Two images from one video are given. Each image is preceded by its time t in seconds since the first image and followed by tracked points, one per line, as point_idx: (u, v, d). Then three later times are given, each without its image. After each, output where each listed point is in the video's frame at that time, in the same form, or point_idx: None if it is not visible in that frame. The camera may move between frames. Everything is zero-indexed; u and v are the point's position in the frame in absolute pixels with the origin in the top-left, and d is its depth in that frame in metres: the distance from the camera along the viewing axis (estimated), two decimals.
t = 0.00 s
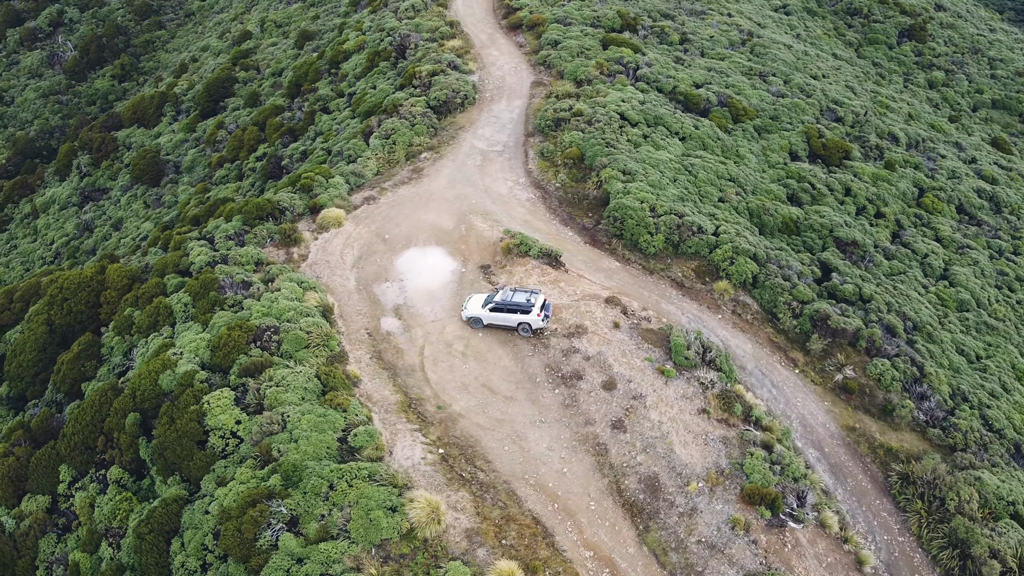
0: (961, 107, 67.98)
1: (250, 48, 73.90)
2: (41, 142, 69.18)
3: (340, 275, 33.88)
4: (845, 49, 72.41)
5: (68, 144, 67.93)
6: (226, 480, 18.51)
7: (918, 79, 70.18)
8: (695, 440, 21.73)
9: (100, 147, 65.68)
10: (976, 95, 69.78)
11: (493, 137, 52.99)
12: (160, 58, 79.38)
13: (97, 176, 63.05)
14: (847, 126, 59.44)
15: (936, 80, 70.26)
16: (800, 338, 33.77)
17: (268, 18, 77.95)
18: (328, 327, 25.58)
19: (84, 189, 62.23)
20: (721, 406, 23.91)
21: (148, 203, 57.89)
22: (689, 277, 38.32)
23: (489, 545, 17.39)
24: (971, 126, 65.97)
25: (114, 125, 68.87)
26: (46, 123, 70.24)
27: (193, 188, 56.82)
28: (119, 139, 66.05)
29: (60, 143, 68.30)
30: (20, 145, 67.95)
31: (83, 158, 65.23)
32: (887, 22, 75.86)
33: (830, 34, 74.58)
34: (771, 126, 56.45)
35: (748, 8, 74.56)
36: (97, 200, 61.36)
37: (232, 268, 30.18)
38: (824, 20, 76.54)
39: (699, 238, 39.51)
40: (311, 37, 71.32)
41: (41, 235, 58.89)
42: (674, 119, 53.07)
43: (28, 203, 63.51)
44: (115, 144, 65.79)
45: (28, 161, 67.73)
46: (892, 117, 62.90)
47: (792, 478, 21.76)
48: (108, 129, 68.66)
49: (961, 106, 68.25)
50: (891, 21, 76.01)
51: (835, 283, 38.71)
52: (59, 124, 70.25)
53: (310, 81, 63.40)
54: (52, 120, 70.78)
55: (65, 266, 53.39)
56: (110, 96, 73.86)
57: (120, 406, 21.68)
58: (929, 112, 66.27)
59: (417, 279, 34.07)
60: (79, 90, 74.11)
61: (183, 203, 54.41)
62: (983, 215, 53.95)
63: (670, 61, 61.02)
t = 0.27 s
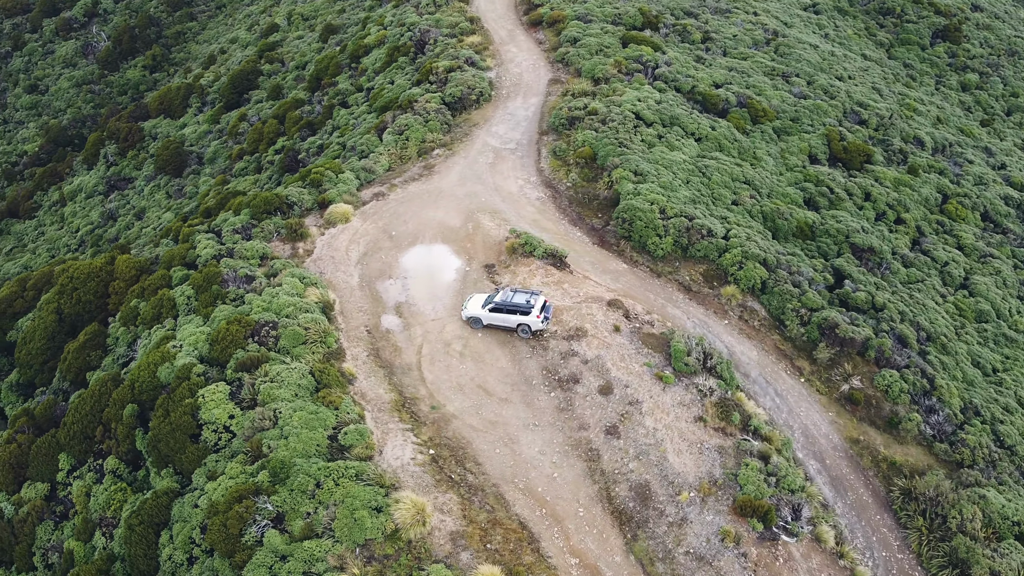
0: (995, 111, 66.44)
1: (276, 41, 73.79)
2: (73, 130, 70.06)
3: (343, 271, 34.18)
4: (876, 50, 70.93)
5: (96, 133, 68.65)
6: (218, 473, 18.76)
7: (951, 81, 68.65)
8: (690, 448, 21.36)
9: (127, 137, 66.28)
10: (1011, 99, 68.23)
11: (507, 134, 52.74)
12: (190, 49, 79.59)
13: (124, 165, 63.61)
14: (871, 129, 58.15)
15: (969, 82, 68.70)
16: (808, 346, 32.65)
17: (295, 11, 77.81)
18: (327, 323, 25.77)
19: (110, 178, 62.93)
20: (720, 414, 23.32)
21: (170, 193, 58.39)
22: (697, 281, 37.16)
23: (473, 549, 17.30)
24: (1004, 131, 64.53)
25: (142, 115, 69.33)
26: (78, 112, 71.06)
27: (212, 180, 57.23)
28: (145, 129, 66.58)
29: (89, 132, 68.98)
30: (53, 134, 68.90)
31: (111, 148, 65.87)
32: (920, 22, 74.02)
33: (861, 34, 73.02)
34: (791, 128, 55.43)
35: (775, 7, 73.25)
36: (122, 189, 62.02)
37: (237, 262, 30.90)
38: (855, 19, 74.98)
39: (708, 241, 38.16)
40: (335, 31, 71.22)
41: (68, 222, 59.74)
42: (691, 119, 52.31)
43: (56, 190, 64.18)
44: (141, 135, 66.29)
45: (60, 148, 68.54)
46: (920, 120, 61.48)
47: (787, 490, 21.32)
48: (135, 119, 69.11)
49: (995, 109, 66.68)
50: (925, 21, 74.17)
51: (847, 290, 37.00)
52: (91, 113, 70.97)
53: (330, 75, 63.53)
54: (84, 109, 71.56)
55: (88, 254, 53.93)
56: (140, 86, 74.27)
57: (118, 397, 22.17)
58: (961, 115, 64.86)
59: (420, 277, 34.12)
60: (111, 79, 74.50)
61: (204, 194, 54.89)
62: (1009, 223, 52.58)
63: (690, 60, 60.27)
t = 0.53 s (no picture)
0: None
1: (302, 34, 73.66)
2: (104, 119, 70.91)
3: (347, 266, 34.49)
4: (908, 50, 69.40)
5: (123, 123, 69.28)
6: (209, 466, 19.04)
7: (984, 83, 67.09)
8: (683, 456, 21.02)
9: (153, 127, 66.86)
10: None
11: (521, 132, 52.51)
12: (221, 41, 79.54)
13: (150, 155, 64.16)
14: (896, 132, 56.85)
15: (1004, 85, 67.10)
16: (814, 353, 31.41)
17: (322, 4, 77.25)
18: (326, 319, 25.96)
19: (136, 167, 63.58)
20: (717, 422, 22.77)
21: (192, 183, 58.84)
22: (705, 285, 35.84)
23: (456, 551, 17.25)
24: None
25: (169, 105, 69.80)
26: (110, 101, 71.90)
27: (232, 171, 57.60)
28: (172, 119, 67.03)
29: (118, 121, 69.57)
30: (85, 122, 69.77)
31: (137, 138, 66.47)
32: (955, 22, 72.20)
33: (893, 34, 71.39)
34: (811, 130, 54.34)
35: (802, 5, 71.88)
36: (147, 178, 62.64)
37: (242, 255, 31.70)
38: (888, 18, 73.36)
39: (718, 244, 36.75)
40: (359, 24, 70.82)
41: (95, 210, 60.57)
42: (708, 119, 51.53)
43: (84, 178, 64.86)
44: (168, 125, 66.84)
45: (91, 137, 69.28)
46: (949, 124, 60.01)
47: (781, 502, 20.83)
48: (163, 110, 69.64)
49: None
50: (960, 21, 72.32)
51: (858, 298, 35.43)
52: (122, 102, 71.62)
53: (350, 68, 63.61)
54: (116, 98, 72.33)
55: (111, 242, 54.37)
56: (171, 76, 74.65)
57: (118, 387, 22.74)
58: (993, 119, 63.45)
59: (424, 274, 34.19)
60: (142, 69, 75.09)
61: (224, 185, 55.37)
62: None
63: (712, 59, 59.43)
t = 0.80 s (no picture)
0: None
1: (330, 27, 72.62)
2: (135, 109, 71.05)
3: (351, 262, 34.80)
4: (942, 52, 68.01)
5: (150, 113, 69.35)
6: (202, 459, 19.35)
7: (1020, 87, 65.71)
8: (676, 464, 20.55)
9: (179, 117, 66.53)
10: None
11: (535, 130, 52.22)
12: (251, 33, 77.96)
13: (176, 144, 63.83)
14: (922, 136, 55.49)
15: None
16: (822, 363, 30.27)
17: None
18: (325, 315, 26.24)
19: (162, 157, 63.36)
20: (714, 431, 22.15)
21: (215, 174, 58.35)
22: (712, 289, 34.44)
23: (440, 554, 17.23)
24: None
25: (195, 96, 69.40)
26: (142, 90, 72.07)
27: (252, 163, 57.68)
28: (198, 110, 66.83)
29: (147, 111, 69.61)
30: (116, 112, 69.89)
31: (163, 128, 66.23)
32: (992, 24, 70.62)
33: (926, 34, 69.93)
34: (832, 132, 53.14)
35: (831, 4, 70.52)
36: (172, 167, 62.40)
37: (248, 249, 32.68)
38: (922, 19, 71.81)
39: (726, 248, 35.28)
40: (384, 19, 69.80)
41: (121, 198, 60.71)
42: (724, 120, 50.70)
43: (112, 167, 64.86)
44: (194, 116, 66.39)
45: (122, 126, 69.44)
46: (979, 129, 58.53)
47: (775, 514, 20.20)
48: (190, 100, 69.06)
49: None
50: (997, 22, 70.67)
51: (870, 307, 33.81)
52: (153, 92, 71.66)
53: (371, 62, 63.43)
54: (148, 88, 72.45)
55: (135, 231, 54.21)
56: (202, 67, 74.25)
57: (120, 376, 23.58)
58: None
59: (428, 272, 34.25)
60: (174, 60, 74.90)
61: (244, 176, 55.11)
62: None
63: (733, 59, 58.51)
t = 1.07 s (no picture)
0: None
1: (356, 20, 72.53)
2: (166, 98, 71.05)
3: (356, 257, 35.04)
4: (977, 53, 67.01)
5: (177, 103, 69.34)
6: (194, 452, 19.62)
7: None
8: (668, 473, 20.10)
9: (205, 108, 67.04)
10: None
11: (549, 128, 51.87)
12: (282, 24, 78.25)
13: (201, 134, 64.38)
14: (948, 141, 54.10)
15: None
16: (827, 372, 29.06)
17: None
18: (324, 311, 26.45)
19: (188, 147, 63.74)
20: (708, 441, 21.64)
21: (238, 165, 58.67)
22: (720, 294, 33.07)
23: (423, 555, 17.14)
24: None
25: (222, 88, 69.83)
26: (173, 80, 72.00)
27: (272, 155, 57.69)
28: (224, 102, 67.29)
29: (177, 101, 69.49)
30: (147, 101, 69.88)
31: (191, 118, 66.67)
32: None
33: (960, 35, 68.77)
34: (853, 135, 51.87)
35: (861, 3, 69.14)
36: (198, 157, 62.47)
37: (253, 241, 33.43)
38: (958, 19, 70.60)
39: (736, 252, 33.84)
40: (409, 12, 69.42)
41: (148, 186, 60.79)
42: (742, 121, 49.71)
43: (140, 155, 64.81)
44: (220, 107, 67.01)
45: (153, 116, 69.06)
46: (1010, 134, 57.13)
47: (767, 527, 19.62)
48: (217, 91, 69.81)
49: None
50: None
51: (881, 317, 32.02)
52: (184, 81, 71.72)
53: (393, 56, 63.12)
54: (179, 77, 72.46)
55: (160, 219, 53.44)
56: (232, 58, 74.30)
57: (121, 366, 24.33)
58: None
59: (432, 269, 34.22)
60: (205, 50, 75.10)
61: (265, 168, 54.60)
62: None
63: (755, 58, 57.49)
